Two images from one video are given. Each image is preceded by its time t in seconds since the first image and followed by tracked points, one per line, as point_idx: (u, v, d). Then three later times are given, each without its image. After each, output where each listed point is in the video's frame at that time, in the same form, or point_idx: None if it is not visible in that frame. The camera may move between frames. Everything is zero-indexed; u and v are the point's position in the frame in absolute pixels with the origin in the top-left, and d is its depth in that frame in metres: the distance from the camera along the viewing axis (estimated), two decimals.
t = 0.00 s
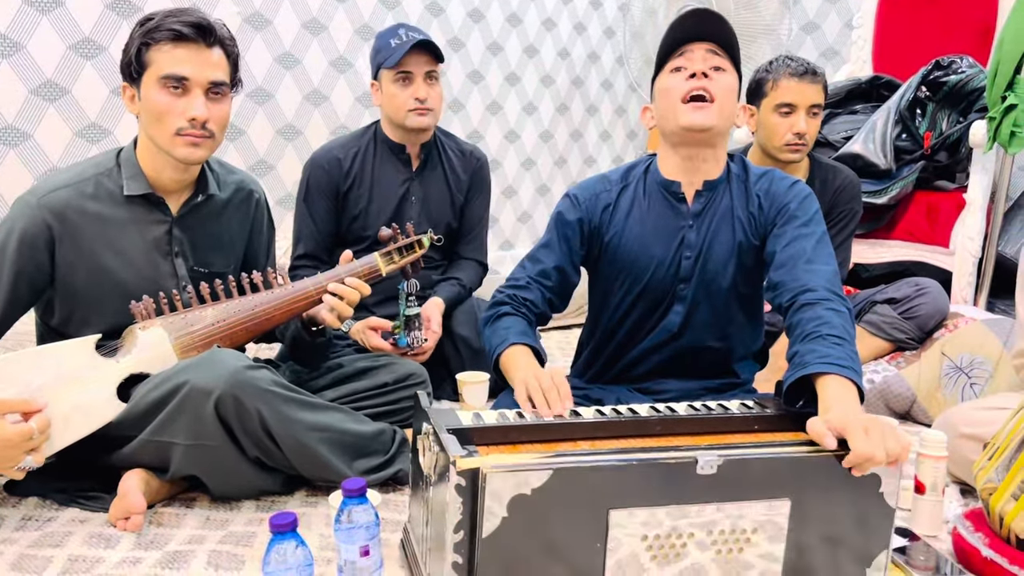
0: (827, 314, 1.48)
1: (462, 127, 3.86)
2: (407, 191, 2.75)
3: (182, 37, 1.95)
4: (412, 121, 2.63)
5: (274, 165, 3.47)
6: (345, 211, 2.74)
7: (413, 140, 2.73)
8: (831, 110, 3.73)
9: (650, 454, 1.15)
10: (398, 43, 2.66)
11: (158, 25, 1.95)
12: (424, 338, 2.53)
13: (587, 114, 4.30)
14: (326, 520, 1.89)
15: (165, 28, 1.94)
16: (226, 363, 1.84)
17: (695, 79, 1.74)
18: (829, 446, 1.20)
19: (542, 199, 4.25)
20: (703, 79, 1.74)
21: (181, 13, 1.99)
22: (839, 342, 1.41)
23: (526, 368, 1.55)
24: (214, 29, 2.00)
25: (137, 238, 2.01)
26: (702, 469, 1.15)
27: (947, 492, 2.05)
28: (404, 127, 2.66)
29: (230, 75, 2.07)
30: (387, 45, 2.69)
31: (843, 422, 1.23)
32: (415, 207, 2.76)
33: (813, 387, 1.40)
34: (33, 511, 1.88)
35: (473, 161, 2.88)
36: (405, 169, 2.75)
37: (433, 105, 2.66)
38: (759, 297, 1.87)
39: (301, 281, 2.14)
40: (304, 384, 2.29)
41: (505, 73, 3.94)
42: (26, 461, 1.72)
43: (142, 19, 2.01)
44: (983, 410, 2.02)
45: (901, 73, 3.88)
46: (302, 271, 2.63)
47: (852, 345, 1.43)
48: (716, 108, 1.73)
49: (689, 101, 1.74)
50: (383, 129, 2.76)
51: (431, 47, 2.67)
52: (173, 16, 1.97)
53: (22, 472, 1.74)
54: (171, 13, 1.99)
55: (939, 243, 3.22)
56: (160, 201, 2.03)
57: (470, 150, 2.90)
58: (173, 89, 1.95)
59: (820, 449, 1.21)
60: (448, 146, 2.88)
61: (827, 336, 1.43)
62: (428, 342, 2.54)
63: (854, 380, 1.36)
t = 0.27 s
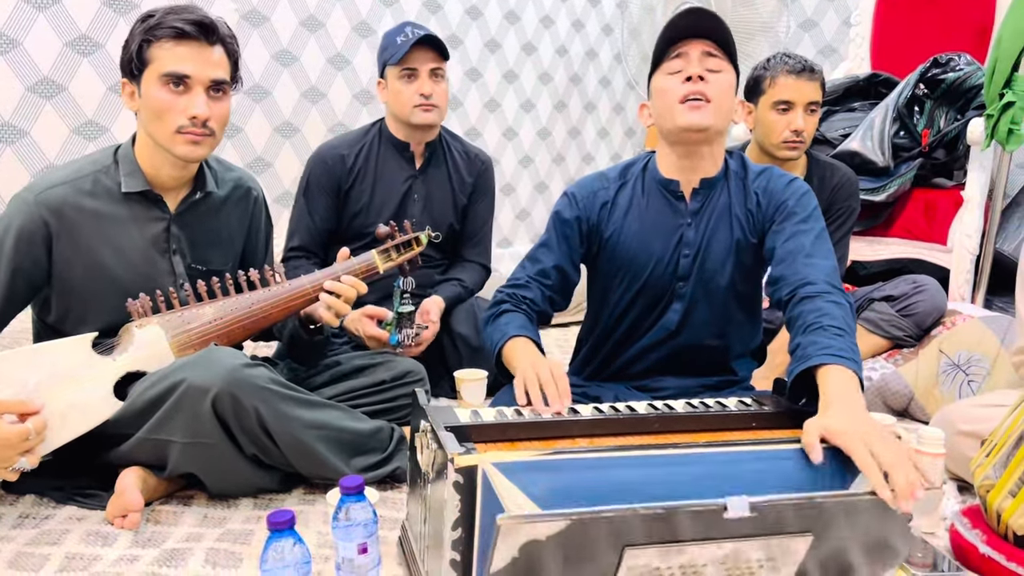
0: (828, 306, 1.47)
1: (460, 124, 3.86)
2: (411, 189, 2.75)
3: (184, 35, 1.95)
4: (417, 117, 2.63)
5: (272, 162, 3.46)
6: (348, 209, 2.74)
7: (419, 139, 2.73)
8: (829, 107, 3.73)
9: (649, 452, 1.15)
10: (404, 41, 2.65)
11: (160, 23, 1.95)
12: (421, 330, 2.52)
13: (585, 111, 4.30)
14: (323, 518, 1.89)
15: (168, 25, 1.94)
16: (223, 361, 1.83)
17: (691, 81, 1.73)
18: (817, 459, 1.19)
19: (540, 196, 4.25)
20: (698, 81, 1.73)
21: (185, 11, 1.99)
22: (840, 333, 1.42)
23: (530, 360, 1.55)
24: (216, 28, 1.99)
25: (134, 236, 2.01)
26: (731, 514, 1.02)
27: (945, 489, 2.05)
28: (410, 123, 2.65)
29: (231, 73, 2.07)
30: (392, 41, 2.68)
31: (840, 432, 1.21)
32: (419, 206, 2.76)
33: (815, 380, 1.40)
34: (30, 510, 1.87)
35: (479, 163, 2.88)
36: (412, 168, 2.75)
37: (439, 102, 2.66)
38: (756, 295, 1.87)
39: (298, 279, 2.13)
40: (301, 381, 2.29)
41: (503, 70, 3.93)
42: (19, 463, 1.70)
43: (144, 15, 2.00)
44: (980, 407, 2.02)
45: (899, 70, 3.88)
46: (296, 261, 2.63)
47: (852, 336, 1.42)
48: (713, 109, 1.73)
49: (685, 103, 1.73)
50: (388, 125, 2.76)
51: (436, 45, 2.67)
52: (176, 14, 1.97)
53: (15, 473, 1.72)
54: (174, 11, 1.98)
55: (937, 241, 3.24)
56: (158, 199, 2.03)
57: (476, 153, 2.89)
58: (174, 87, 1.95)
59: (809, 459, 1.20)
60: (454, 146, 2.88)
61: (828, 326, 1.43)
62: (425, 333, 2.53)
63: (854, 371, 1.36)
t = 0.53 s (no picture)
0: (825, 309, 1.47)
1: (458, 122, 3.86)
2: (411, 188, 2.75)
3: (188, 34, 1.94)
4: (419, 119, 2.62)
5: (271, 160, 3.46)
6: (349, 205, 2.73)
7: (419, 139, 2.72)
8: (828, 104, 3.73)
9: (648, 449, 1.15)
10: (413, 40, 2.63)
11: (165, 22, 1.94)
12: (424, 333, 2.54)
13: (583, 109, 4.29)
14: (322, 516, 1.89)
15: (173, 25, 1.93)
16: (222, 358, 1.83)
17: (674, 110, 1.72)
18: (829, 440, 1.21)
19: (539, 194, 4.25)
20: (682, 110, 1.71)
21: (190, 9, 1.98)
22: (836, 336, 1.41)
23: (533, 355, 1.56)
24: (221, 27, 1.99)
25: (132, 233, 2.00)
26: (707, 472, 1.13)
27: (944, 486, 2.06)
28: (414, 124, 2.65)
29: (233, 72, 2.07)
30: (401, 41, 2.65)
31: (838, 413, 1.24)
32: (419, 204, 2.76)
33: (808, 383, 1.41)
34: (29, 507, 1.87)
35: (474, 158, 2.87)
36: (410, 167, 2.75)
37: (443, 105, 2.66)
38: (757, 293, 1.87)
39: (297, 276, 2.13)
40: (300, 379, 2.29)
41: (502, 68, 3.93)
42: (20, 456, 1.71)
43: (148, 12, 1.98)
44: (978, 404, 2.02)
45: (898, 68, 3.87)
46: (304, 264, 2.62)
47: (849, 338, 1.42)
48: (700, 131, 1.72)
49: (671, 129, 1.73)
50: (388, 123, 2.75)
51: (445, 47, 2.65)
52: (181, 13, 1.96)
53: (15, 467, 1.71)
54: (178, 10, 1.97)
55: (936, 238, 3.21)
56: (157, 196, 2.02)
57: (473, 149, 2.89)
58: (179, 87, 1.94)
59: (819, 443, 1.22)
60: (449, 139, 2.88)
61: (825, 330, 1.43)
62: (427, 339, 2.56)
63: (851, 374, 1.36)
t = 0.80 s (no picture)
0: (828, 307, 1.47)
1: (458, 120, 3.86)
2: (412, 186, 2.74)
3: (216, 50, 1.93)
4: (422, 117, 2.62)
5: (270, 158, 3.46)
6: (350, 203, 2.73)
7: (421, 138, 2.72)
8: (828, 102, 3.72)
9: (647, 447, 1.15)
10: (417, 38, 2.63)
11: (194, 34, 1.91)
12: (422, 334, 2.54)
13: (583, 107, 4.29)
14: (323, 514, 1.89)
15: (203, 38, 1.91)
16: (222, 356, 1.83)
17: (665, 128, 1.73)
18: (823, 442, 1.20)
19: (539, 192, 4.24)
20: (673, 126, 1.73)
21: (215, 20, 1.96)
22: (839, 334, 1.41)
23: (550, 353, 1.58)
24: (245, 41, 1.98)
25: (132, 230, 2.00)
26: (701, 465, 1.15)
27: (943, 483, 2.06)
28: (415, 124, 2.65)
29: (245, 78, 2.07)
30: (405, 39, 2.66)
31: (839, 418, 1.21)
32: (420, 202, 2.76)
33: (812, 378, 1.40)
34: (29, 506, 1.87)
35: (475, 156, 2.87)
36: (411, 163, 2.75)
37: (446, 104, 2.65)
38: (759, 292, 1.87)
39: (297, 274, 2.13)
40: (301, 377, 2.28)
41: (501, 66, 3.92)
42: (22, 460, 1.69)
43: (169, 17, 1.94)
44: (978, 402, 2.02)
45: (898, 65, 3.87)
46: (304, 262, 2.62)
47: (853, 338, 1.42)
48: (693, 143, 1.73)
49: (667, 145, 1.74)
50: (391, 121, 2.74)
51: (448, 45, 2.65)
52: (208, 25, 1.93)
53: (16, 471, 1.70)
54: (203, 20, 1.94)
55: (936, 235, 3.21)
56: (155, 193, 2.02)
57: (475, 147, 2.89)
58: (204, 100, 1.94)
59: (815, 444, 1.21)
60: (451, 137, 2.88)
61: (827, 328, 1.43)
62: (425, 339, 2.55)
63: (853, 372, 1.37)
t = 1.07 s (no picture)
0: (831, 305, 1.47)
1: (458, 118, 3.86)
2: (415, 186, 2.75)
3: (225, 55, 1.92)
4: (423, 117, 2.62)
5: (270, 157, 3.46)
6: (355, 202, 2.74)
7: (423, 137, 2.71)
8: (828, 100, 3.72)
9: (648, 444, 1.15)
10: (414, 37, 2.63)
11: (202, 38, 1.91)
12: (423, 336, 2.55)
13: (583, 105, 4.29)
14: (324, 512, 1.89)
15: (212, 44, 1.90)
16: (222, 355, 1.83)
17: (656, 127, 1.74)
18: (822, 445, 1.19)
19: (539, 190, 4.24)
20: (664, 124, 1.73)
21: (223, 23, 1.95)
22: (842, 332, 1.42)
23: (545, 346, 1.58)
24: (253, 44, 1.98)
25: (133, 230, 2.00)
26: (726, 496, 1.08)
27: (943, 481, 2.06)
28: (416, 123, 2.65)
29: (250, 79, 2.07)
30: (402, 38, 2.65)
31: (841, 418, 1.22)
32: (423, 202, 2.76)
33: (813, 376, 1.41)
34: (31, 504, 1.87)
35: (480, 156, 2.87)
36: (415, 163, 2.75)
37: (447, 103, 2.65)
38: (761, 291, 1.86)
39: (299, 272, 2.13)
40: (301, 375, 2.29)
41: (501, 64, 3.92)
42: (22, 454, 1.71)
43: (177, 20, 1.93)
44: (978, 399, 2.02)
45: (898, 64, 3.87)
46: (307, 261, 2.61)
47: (855, 335, 1.42)
48: (686, 140, 1.73)
49: (661, 143, 1.75)
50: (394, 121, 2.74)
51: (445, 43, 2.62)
52: (217, 29, 1.93)
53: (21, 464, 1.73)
54: (211, 23, 1.93)
55: (936, 233, 3.21)
56: (158, 194, 2.02)
57: (479, 147, 2.89)
58: (211, 105, 1.94)
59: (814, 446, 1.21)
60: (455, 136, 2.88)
61: (831, 325, 1.43)
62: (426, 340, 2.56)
63: (856, 370, 1.37)
